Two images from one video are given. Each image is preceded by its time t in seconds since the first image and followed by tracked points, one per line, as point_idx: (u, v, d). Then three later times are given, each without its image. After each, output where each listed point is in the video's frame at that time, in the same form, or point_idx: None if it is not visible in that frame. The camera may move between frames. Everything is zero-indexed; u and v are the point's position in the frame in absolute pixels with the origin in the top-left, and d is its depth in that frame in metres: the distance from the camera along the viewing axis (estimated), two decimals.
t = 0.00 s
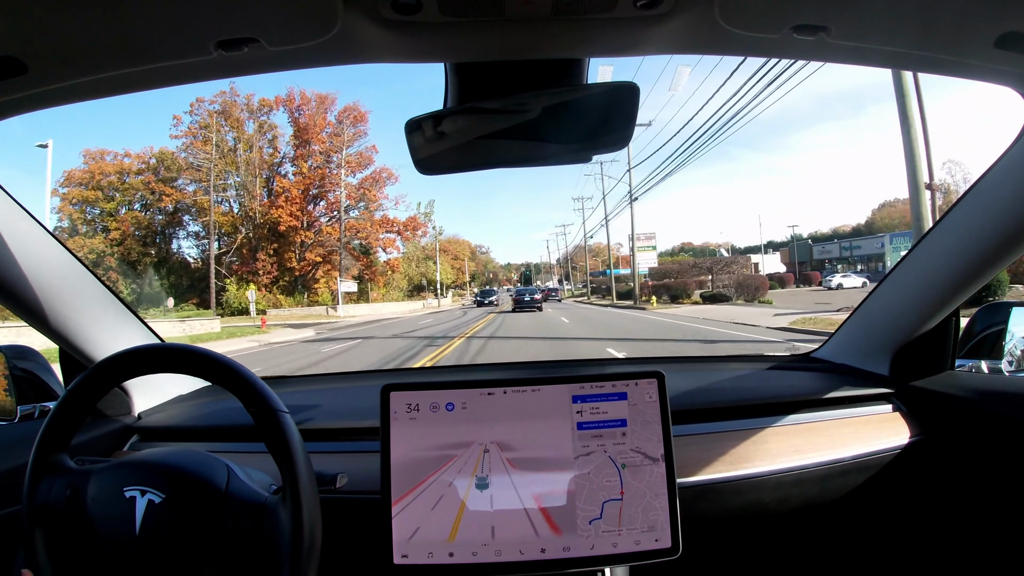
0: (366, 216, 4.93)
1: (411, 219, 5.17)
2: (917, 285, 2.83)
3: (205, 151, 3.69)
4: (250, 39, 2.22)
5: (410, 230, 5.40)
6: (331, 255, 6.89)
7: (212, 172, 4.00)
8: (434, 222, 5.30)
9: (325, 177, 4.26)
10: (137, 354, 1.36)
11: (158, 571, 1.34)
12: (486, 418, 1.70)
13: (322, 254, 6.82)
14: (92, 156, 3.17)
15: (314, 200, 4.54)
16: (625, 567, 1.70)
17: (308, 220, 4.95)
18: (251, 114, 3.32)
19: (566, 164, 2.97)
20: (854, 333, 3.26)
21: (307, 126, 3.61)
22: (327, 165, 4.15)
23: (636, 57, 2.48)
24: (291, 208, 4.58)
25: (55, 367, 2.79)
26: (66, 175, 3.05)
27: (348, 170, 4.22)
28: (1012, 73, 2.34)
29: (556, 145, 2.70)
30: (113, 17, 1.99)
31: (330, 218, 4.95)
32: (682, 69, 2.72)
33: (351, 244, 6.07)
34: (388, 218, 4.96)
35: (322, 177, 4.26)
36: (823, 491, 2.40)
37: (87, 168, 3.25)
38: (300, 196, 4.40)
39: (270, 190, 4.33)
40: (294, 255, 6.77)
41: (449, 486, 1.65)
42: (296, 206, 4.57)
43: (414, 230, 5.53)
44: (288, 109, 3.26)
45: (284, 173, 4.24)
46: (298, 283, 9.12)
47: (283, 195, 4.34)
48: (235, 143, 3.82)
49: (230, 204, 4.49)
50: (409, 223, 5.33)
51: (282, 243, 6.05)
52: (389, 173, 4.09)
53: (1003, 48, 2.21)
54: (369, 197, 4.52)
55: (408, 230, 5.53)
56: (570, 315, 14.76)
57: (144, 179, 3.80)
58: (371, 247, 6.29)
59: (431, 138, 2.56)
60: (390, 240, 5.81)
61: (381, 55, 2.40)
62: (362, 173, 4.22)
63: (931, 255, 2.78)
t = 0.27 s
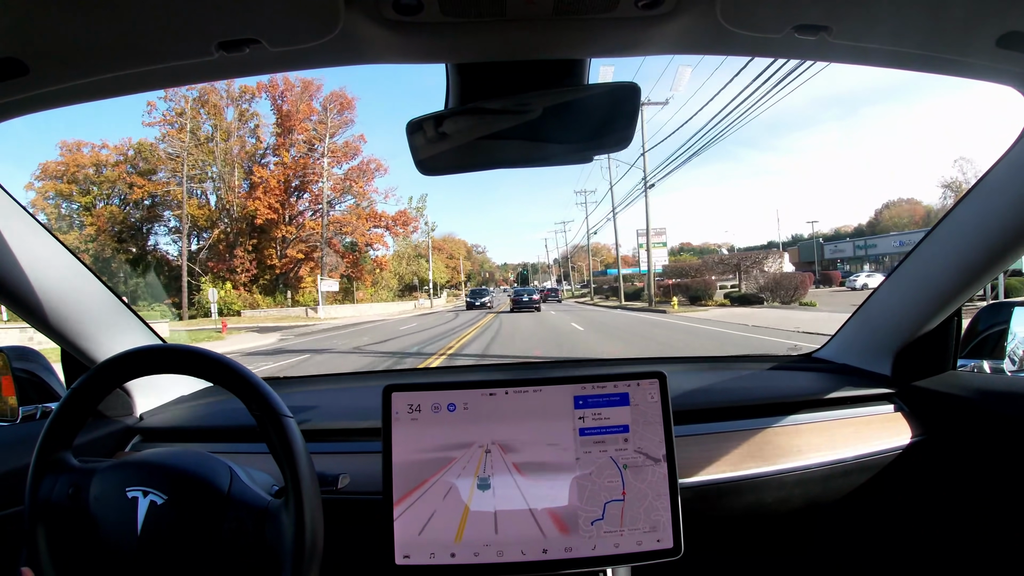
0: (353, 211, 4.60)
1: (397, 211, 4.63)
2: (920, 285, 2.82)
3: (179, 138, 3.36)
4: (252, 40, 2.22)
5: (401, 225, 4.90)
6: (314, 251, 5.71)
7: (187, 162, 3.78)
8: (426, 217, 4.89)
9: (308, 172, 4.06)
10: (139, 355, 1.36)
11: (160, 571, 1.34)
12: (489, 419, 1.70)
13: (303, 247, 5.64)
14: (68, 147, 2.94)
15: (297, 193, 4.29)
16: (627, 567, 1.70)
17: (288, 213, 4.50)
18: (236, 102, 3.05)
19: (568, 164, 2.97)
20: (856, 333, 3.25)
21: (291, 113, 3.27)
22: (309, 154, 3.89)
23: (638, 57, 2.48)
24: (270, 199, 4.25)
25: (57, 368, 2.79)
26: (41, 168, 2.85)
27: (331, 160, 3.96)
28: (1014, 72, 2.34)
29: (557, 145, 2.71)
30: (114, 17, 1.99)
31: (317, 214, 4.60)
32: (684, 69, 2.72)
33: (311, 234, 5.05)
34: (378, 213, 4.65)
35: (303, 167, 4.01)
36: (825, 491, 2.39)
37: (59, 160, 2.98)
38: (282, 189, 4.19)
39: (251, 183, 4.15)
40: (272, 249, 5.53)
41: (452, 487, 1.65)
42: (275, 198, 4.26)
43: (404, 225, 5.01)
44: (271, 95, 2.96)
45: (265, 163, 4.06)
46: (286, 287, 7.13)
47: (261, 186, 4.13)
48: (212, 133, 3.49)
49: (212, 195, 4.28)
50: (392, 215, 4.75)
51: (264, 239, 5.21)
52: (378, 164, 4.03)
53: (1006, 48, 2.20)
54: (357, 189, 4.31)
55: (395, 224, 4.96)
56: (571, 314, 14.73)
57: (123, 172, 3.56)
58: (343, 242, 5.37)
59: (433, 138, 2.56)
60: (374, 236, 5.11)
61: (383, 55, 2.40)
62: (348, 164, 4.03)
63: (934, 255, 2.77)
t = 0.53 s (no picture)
0: (337, 205, 4.46)
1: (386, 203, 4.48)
2: (922, 285, 2.82)
3: (149, 124, 3.19)
4: (254, 39, 2.22)
5: (389, 219, 4.74)
6: (290, 247, 4.83)
7: (158, 150, 3.59)
8: (415, 213, 4.76)
9: (286, 164, 3.95)
10: (141, 354, 1.36)
11: (161, 570, 1.34)
12: (491, 417, 1.70)
13: (278, 244, 4.77)
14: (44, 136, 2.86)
15: (275, 184, 4.09)
16: (628, 566, 1.70)
17: (267, 206, 4.20)
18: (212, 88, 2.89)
19: (570, 163, 2.97)
20: (857, 333, 3.25)
21: (271, 97, 3.13)
22: (289, 141, 3.81)
23: (639, 56, 2.48)
24: (242, 188, 3.92)
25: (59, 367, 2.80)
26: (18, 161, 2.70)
27: (310, 147, 3.92)
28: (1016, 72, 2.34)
29: (559, 145, 2.71)
30: (117, 16, 1.99)
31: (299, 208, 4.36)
32: (685, 69, 2.72)
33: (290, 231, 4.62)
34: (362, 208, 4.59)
35: (280, 155, 3.88)
36: (826, 491, 2.39)
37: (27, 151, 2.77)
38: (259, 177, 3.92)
39: (223, 171, 3.81)
40: (248, 243, 4.65)
41: (453, 486, 1.65)
42: (247, 187, 3.93)
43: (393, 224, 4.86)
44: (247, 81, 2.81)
45: (240, 151, 3.79)
46: (264, 286, 5.27)
47: (235, 175, 3.83)
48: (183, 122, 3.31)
49: (183, 187, 3.90)
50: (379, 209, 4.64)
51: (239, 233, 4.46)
52: (363, 152, 4.06)
53: (1009, 47, 2.20)
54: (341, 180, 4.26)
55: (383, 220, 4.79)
56: (572, 314, 14.69)
57: (96, 162, 3.41)
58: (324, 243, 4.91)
59: (434, 138, 2.56)
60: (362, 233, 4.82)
61: (385, 55, 2.40)
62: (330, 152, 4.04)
63: (936, 255, 2.77)
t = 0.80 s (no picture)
0: (315, 197, 4.43)
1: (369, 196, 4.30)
2: (922, 285, 2.82)
3: (116, 111, 2.86)
4: (255, 39, 2.22)
5: (373, 213, 4.49)
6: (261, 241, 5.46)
7: (126, 139, 3.37)
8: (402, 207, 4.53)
9: (259, 152, 3.85)
10: (141, 353, 1.36)
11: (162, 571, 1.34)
12: (492, 418, 1.70)
13: (249, 239, 5.31)
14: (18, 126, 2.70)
15: (246, 172, 4.15)
16: (629, 567, 1.70)
17: (239, 198, 4.44)
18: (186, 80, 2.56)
19: (571, 163, 2.97)
20: (857, 333, 3.25)
21: (249, 85, 2.79)
22: (266, 128, 3.54)
23: (640, 56, 2.48)
24: (216, 182, 4.11)
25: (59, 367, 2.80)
26: None
27: (288, 135, 3.68)
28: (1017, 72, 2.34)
29: (560, 145, 2.71)
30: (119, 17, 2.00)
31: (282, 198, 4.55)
32: (685, 69, 2.72)
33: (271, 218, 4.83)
34: (343, 201, 4.40)
35: (253, 142, 3.75)
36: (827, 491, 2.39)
37: None
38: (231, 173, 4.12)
39: (195, 158, 3.88)
40: (220, 240, 4.97)
41: (454, 486, 1.65)
42: (217, 176, 4.07)
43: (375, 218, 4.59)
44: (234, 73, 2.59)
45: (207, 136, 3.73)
46: (238, 286, 6.09)
47: (204, 163, 3.91)
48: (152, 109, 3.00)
49: (148, 177, 3.92)
50: (361, 201, 4.41)
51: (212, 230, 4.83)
52: (345, 142, 3.83)
53: (1009, 47, 2.20)
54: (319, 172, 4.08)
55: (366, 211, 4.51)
56: (572, 314, 14.71)
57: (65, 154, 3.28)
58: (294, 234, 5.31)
59: (435, 138, 2.57)
60: (342, 226, 4.79)
61: (386, 55, 2.40)
62: (308, 142, 3.81)
63: (936, 254, 2.77)
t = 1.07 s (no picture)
0: (290, 186, 4.28)
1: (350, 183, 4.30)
2: (920, 286, 2.82)
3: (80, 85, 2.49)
4: (255, 39, 2.22)
5: (353, 202, 4.53)
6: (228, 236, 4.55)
7: (89, 123, 3.01)
8: (381, 197, 4.60)
9: (230, 136, 3.69)
10: (139, 354, 1.36)
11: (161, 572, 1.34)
12: (491, 418, 1.70)
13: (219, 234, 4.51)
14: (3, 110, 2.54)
15: (222, 160, 3.93)
16: (628, 567, 1.70)
17: (209, 190, 4.10)
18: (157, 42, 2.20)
19: (570, 164, 2.97)
20: (856, 334, 3.25)
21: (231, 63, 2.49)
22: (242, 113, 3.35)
23: (639, 57, 2.48)
24: (180, 172, 3.83)
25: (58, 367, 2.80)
26: None
27: (263, 119, 3.51)
28: (1015, 73, 2.34)
29: (559, 145, 2.71)
30: (118, 16, 2.00)
31: (249, 189, 4.25)
32: (685, 69, 2.72)
33: (245, 216, 4.41)
34: (320, 190, 4.34)
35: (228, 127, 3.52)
36: (826, 492, 2.39)
37: None
38: (192, 161, 3.84)
39: (154, 143, 3.50)
40: (186, 234, 4.35)
41: (453, 487, 1.65)
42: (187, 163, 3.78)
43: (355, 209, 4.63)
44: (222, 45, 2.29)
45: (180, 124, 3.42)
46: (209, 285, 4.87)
47: (172, 147, 3.53)
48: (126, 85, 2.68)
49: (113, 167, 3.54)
50: (339, 190, 4.41)
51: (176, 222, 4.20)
52: (323, 128, 3.85)
53: (1008, 49, 2.20)
54: (297, 162, 4.14)
55: (346, 202, 4.51)
56: (571, 314, 14.68)
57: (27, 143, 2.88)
58: (283, 234, 4.71)
59: (435, 139, 2.57)
60: (320, 220, 4.57)
61: (385, 55, 2.41)
62: (284, 128, 3.78)
63: (935, 255, 2.77)
